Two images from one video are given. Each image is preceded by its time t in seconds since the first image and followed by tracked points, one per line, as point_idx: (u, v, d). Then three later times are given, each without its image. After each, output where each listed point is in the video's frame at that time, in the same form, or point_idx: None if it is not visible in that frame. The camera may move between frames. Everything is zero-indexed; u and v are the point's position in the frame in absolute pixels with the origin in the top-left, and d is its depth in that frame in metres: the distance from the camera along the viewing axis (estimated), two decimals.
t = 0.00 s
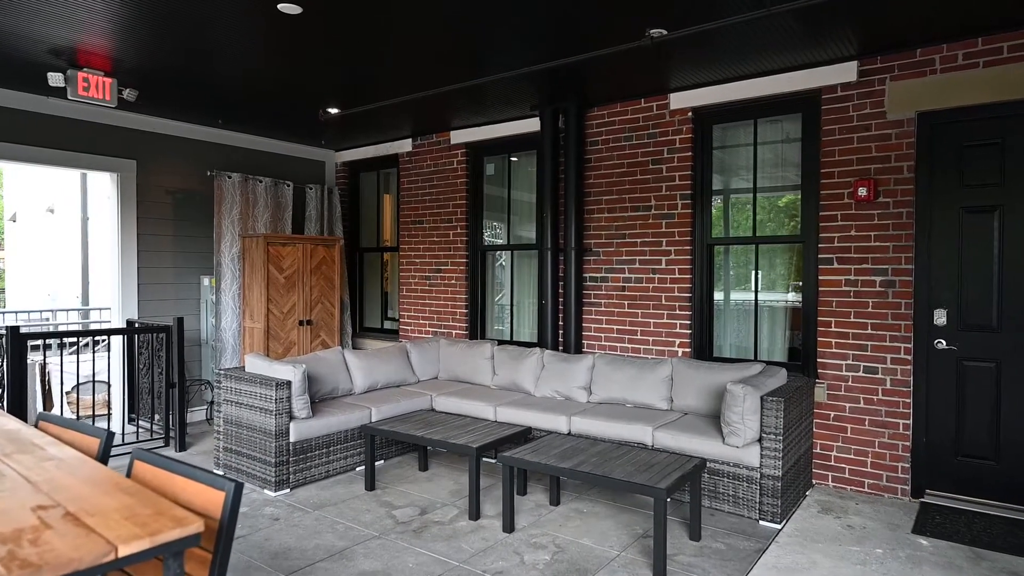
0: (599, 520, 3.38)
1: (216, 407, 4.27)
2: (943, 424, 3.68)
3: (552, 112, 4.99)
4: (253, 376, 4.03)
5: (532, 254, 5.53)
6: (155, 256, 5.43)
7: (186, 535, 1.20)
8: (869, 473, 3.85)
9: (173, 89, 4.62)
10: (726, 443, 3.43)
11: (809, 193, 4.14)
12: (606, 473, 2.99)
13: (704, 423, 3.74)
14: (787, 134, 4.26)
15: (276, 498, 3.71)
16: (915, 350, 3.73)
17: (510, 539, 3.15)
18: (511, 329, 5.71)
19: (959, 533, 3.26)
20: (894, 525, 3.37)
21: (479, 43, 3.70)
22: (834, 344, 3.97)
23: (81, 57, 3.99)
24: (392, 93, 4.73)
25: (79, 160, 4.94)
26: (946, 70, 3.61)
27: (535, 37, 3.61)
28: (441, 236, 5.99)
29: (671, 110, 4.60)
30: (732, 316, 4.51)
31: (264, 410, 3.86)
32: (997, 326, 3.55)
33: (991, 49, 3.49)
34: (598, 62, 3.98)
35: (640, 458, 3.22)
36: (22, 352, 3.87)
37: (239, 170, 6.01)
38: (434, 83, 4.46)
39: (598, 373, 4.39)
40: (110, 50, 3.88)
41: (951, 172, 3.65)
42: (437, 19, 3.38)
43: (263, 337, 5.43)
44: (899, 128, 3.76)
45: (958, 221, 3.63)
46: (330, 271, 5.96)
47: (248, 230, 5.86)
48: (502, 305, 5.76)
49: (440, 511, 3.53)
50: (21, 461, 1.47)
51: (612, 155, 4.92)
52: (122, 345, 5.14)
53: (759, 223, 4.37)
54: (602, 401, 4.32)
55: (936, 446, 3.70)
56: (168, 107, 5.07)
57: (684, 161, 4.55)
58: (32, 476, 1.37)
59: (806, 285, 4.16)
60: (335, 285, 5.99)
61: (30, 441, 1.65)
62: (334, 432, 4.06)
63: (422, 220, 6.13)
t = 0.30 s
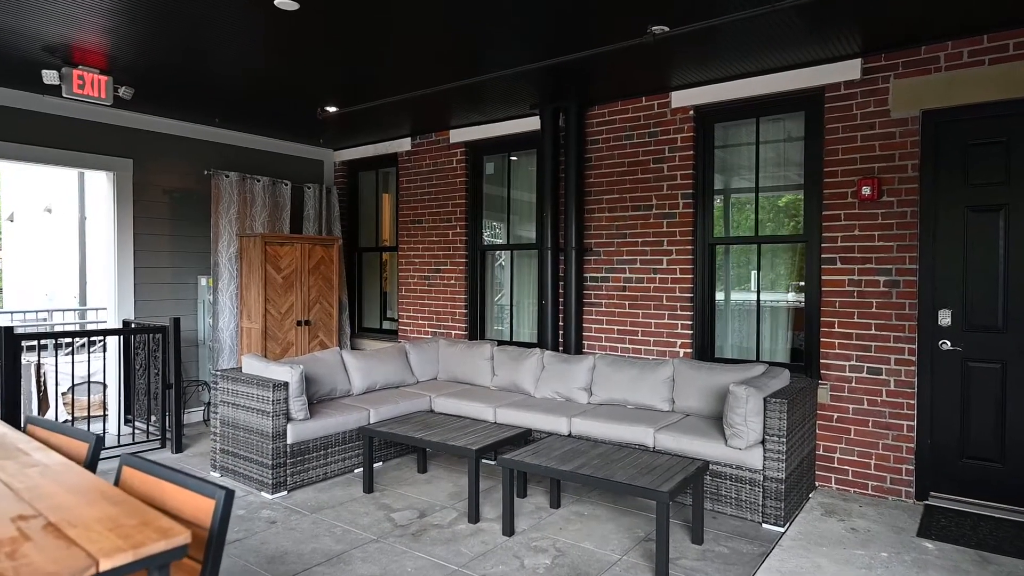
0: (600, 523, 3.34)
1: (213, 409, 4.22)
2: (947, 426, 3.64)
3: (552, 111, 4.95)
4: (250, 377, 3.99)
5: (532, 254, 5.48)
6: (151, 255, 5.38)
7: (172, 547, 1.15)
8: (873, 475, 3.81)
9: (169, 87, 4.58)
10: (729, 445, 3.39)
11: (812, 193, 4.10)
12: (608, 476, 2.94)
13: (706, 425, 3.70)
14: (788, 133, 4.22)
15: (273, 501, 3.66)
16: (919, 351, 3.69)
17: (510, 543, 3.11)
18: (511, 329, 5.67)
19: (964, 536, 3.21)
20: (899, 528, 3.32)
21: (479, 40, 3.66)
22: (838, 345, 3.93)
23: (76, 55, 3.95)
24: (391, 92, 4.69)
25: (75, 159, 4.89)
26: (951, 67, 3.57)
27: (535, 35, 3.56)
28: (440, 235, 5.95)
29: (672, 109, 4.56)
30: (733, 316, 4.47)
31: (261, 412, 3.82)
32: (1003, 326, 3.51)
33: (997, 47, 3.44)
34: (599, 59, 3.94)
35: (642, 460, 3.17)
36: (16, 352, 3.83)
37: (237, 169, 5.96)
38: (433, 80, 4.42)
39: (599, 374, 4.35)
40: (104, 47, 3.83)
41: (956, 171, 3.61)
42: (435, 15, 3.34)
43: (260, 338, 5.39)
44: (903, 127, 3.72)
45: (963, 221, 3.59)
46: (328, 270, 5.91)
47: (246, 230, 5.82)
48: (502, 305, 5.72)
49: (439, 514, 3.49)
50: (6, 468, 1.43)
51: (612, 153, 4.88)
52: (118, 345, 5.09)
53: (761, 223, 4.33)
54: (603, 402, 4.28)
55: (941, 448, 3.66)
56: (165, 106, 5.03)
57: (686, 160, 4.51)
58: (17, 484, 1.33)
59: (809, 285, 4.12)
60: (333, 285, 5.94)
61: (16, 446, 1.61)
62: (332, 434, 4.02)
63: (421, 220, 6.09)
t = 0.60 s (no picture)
0: (602, 527, 3.30)
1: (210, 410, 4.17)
2: (953, 427, 3.60)
3: (553, 109, 4.91)
4: (247, 379, 3.94)
5: (532, 254, 5.44)
6: (148, 256, 5.34)
7: (157, 560, 1.11)
8: (877, 477, 3.77)
9: (166, 86, 4.54)
10: (732, 447, 3.35)
11: (816, 192, 4.05)
12: (609, 479, 2.90)
13: (708, 427, 3.65)
14: (791, 132, 4.18)
15: (270, 504, 3.62)
16: (924, 352, 3.65)
17: (510, 547, 3.06)
18: (511, 329, 5.62)
19: (971, 539, 3.17)
20: (905, 531, 3.28)
21: (478, 37, 3.61)
22: (842, 346, 3.89)
23: (71, 53, 3.91)
24: (390, 90, 4.65)
25: (72, 159, 4.85)
26: (956, 65, 3.53)
27: (534, 32, 3.52)
28: (440, 235, 5.90)
29: (674, 107, 4.52)
30: (736, 316, 4.43)
31: (259, 413, 3.77)
32: (1009, 326, 3.47)
33: (1003, 44, 3.40)
34: (600, 57, 3.90)
35: (644, 463, 3.13)
36: (11, 353, 3.79)
37: (235, 168, 5.92)
38: (432, 79, 4.37)
39: (600, 375, 4.31)
40: (99, 45, 3.79)
41: (962, 170, 3.56)
42: (434, 12, 3.29)
43: (258, 338, 5.34)
44: (908, 125, 3.68)
45: (969, 220, 3.55)
46: (327, 271, 5.87)
47: (244, 230, 5.77)
48: (502, 305, 5.68)
49: (438, 517, 3.44)
50: None
51: (613, 153, 4.83)
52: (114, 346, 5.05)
53: (763, 223, 4.29)
54: (604, 403, 4.24)
55: (946, 450, 3.61)
56: (162, 105, 4.99)
57: (687, 159, 4.47)
58: None
59: (812, 286, 4.08)
60: (332, 285, 5.89)
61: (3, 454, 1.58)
62: (330, 436, 3.98)
63: (420, 220, 6.05)
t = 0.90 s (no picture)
0: (604, 530, 3.25)
1: (207, 412, 4.13)
2: (959, 429, 3.55)
3: (553, 108, 4.87)
4: (245, 380, 3.90)
5: (533, 253, 5.40)
6: (146, 255, 5.29)
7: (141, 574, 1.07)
8: (882, 479, 3.73)
9: (163, 84, 4.50)
10: (735, 449, 3.30)
11: (819, 192, 4.01)
12: (611, 482, 2.86)
13: (712, 429, 3.61)
14: (795, 130, 4.13)
15: (268, 506, 3.57)
16: (929, 353, 3.60)
17: (511, 551, 3.02)
18: (512, 329, 5.58)
19: (978, 543, 3.13)
20: (911, 535, 3.24)
21: (478, 34, 3.56)
22: (846, 346, 3.84)
23: (67, 51, 3.87)
24: (390, 88, 4.60)
25: (68, 158, 4.81)
26: (963, 62, 3.49)
27: (535, 28, 3.47)
28: (439, 234, 5.86)
29: (676, 105, 4.48)
30: (739, 316, 4.38)
31: (256, 415, 3.73)
32: (1016, 327, 3.42)
33: (1010, 41, 3.35)
34: (602, 54, 3.85)
35: (647, 465, 3.09)
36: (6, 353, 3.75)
37: (233, 167, 5.88)
38: (431, 77, 4.33)
39: (601, 376, 4.26)
40: (94, 42, 3.75)
41: (968, 169, 3.52)
42: (433, 8, 3.24)
43: (256, 339, 5.30)
44: (914, 123, 3.64)
45: (975, 220, 3.50)
46: (326, 271, 5.83)
47: (243, 229, 5.73)
48: (502, 305, 5.63)
49: (438, 520, 3.40)
50: None
51: (615, 152, 4.79)
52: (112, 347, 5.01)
53: (766, 222, 4.24)
54: (606, 405, 4.19)
55: (952, 452, 3.56)
56: (159, 103, 4.95)
57: (690, 158, 4.42)
58: None
59: (816, 286, 4.03)
60: (331, 285, 5.85)
61: None
62: (328, 438, 3.93)
63: (420, 219, 6.00)
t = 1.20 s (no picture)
0: (605, 534, 3.21)
1: (203, 414, 4.08)
2: (964, 431, 3.51)
3: (554, 106, 4.82)
4: (241, 382, 3.85)
5: (533, 253, 5.35)
6: (142, 255, 5.25)
7: None
8: (887, 482, 3.68)
9: (159, 82, 4.45)
10: (738, 452, 3.26)
11: (822, 191, 3.96)
12: (613, 485, 2.81)
13: (714, 431, 3.56)
14: (798, 129, 4.08)
15: (264, 510, 3.53)
16: (934, 354, 3.56)
17: (511, 555, 2.97)
18: (511, 330, 5.53)
19: (986, 548, 3.08)
20: (917, 539, 3.19)
21: (478, 30, 3.51)
22: (850, 347, 3.80)
23: (60, 47, 3.81)
24: (389, 86, 4.56)
25: (63, 156, 4.76)
26: (969, 60, 3.44)
27: (535, 25, 3.42)
28: (439, 234, 5.81)
29: (677, 104, 4.43)
30: (741, 317, 4.34)
31: (253, 417, 3.68)
32: (1022, 329, 3.38)
33: (1016, 38, 3.31)
34: (603, 52, 3.81)
35: (648, 468, 3.04)
36: None
37: (230, 167, 5.83)
38: (430, 75, 4.28)
39: (602, 377, 4.22)
40: (88, 39, 3.69)
41: (973, 168, 3.47)
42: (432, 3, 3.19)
43: (253, 339, 5.25)
44: (918, 121, 3.59)
45: (981, 220, 3.46)
46: (324, 271, 5.78)
47: (240, 229, 5.68)
48: (502, 306, 5.59)
49: (437, 523, 3.35)
50: None
51: (615, 151, 4.74)
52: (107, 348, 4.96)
53: (769, 222, 4.20)
54: (607, 406, 4.15)
55: (957, 455, 3.52)
56: (156, 101, 4.90)
57: (692, 157, 4.38)
58: None
59: (819, 286, 3.98)
60: (329, 286, 5.80)
61: None
62: (326, 440, 3.89)
63: (419, 219, 5.96)
